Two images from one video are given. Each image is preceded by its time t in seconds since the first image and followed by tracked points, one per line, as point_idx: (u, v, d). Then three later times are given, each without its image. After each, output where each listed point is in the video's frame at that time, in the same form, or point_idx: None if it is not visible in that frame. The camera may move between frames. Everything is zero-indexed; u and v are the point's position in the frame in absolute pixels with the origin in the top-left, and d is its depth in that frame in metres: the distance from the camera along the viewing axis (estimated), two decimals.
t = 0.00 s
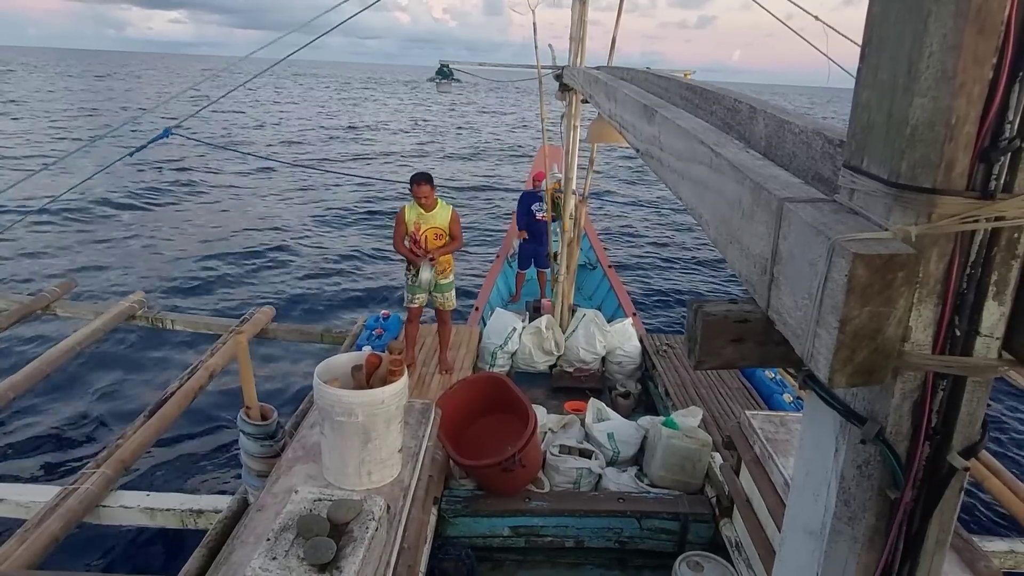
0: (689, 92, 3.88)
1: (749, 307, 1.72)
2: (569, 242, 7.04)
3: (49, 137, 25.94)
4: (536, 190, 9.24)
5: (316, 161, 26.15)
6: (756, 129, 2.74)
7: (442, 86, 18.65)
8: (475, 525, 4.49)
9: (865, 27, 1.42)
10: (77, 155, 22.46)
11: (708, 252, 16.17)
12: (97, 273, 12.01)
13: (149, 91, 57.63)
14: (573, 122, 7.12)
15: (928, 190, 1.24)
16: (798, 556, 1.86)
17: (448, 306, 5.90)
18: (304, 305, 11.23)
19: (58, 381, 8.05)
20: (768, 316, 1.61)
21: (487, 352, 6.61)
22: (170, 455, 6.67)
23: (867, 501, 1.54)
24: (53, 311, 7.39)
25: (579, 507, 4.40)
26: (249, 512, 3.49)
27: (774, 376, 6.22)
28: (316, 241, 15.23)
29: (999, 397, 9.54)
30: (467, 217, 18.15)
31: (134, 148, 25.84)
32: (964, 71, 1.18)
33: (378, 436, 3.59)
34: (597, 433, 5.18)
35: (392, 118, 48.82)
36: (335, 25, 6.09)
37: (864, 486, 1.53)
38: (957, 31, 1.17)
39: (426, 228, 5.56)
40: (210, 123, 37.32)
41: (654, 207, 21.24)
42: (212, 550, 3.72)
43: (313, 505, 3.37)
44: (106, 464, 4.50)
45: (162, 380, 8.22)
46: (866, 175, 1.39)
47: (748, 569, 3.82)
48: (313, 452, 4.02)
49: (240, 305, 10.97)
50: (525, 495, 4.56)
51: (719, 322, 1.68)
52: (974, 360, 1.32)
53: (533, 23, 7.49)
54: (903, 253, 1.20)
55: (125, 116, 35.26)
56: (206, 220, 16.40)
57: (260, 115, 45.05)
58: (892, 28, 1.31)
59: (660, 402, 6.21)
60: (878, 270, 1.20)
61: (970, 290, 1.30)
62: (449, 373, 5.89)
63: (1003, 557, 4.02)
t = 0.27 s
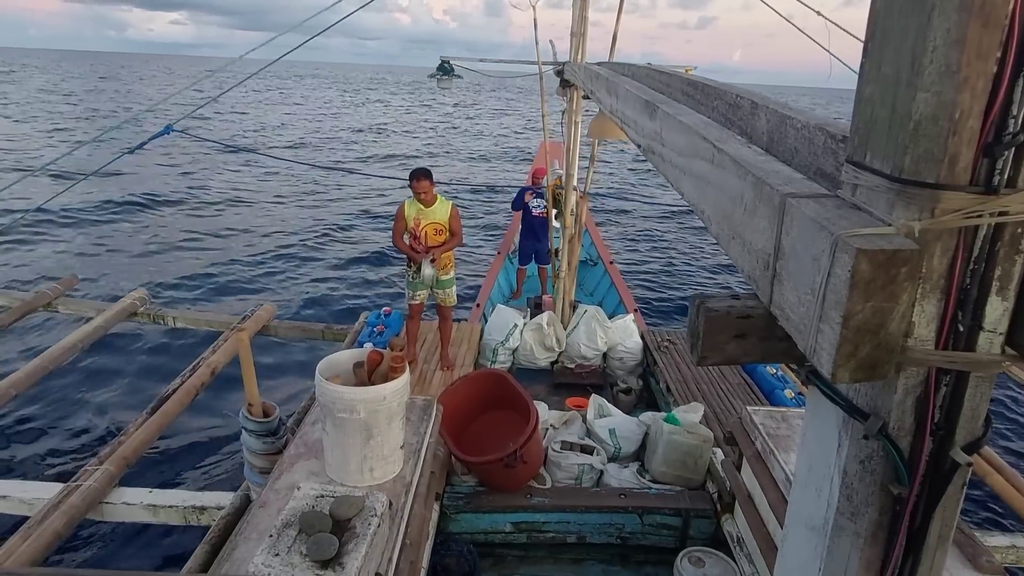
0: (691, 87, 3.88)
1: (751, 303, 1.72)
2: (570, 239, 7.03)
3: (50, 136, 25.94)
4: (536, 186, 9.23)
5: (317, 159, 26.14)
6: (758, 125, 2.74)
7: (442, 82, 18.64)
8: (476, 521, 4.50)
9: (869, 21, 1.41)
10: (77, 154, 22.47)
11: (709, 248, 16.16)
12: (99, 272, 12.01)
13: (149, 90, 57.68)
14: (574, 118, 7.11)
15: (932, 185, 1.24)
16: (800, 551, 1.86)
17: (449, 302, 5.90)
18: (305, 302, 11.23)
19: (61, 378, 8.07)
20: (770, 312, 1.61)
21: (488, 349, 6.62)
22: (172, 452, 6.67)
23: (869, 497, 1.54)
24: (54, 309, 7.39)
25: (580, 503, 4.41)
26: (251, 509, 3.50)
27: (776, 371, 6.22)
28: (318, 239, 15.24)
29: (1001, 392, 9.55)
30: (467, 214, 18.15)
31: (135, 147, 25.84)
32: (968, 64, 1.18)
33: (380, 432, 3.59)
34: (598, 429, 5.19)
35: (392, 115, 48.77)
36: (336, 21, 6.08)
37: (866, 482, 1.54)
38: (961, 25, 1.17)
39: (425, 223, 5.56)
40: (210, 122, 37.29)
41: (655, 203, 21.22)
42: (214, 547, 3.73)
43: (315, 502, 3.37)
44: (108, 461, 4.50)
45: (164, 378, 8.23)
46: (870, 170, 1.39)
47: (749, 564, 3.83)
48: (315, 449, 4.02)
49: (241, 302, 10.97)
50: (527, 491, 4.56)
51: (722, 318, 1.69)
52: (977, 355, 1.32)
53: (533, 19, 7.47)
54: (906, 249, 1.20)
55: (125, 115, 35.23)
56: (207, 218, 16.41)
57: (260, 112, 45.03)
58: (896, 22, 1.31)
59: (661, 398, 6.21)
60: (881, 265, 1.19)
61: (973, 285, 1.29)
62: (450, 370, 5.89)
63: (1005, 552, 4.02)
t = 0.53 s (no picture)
0: (693, 83, 3.87)
1: (754, 299, 1.72)
2: (571, 236, 7.02)
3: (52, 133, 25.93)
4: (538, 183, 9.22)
5: (318, 155, 26.12)
6: (760, 121, 2.73)
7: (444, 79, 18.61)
8: (478, 518, 4.50)
9: (873, 17, 1.41)
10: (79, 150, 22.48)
11: (710, 245, 16.15)
12: (101, 268, 12.02)
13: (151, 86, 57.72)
14: (576, 114, 7.10)
15: (936, 181, 1.24)
16: (802, 547, 1.86)
17: (450, 299, 5.91)
18: (307, 298, 11.24)
19: (63, 374, 8.08)
20: (773, 309, 1.61)
21: (489, 345, 6.62)
22: (175, 448, 6.69)
23: (871, 493, 1.54)
24: (57, 304, 7.40)
25: (581, 500, 4.41)
26: (253, 505, 3.50)
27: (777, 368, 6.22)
28: (319, 235, 15.24)
29: (1002, 389, 9.54)
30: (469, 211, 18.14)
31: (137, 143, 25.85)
32: (973, 60, 1.17)
33: (382, 428, 3.60)
34: (600, 425, 5.19)
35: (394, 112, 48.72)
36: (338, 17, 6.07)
37: (868, 479, 1.53)
38: (965, 21, 1.16)
39: (425, 219, 5.55)
40: (212, 118, 37.28)
41: (657, 200, 21.19)
42: (216, 542, 3.74)
43: (316, 498, 3.38)
44: (110, 457, 4.52)
45: (166, 374, 8.24)
46: (874, 167, 1.38)
47: (750, 561, 3.83)
48: (317, 445, 4.03)
49: (243, 299, 10.98)
50: (528, 487, 4.57)
51: (724, 314, 1.69)
52: (980, 352, 1.32)
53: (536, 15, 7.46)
54: (909, 245, 1.20)
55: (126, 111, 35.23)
56: (209, 214, 16.42)
57: (262, 109, 44.99)
58: (900, 17, 1.30)
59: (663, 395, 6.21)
60: (884, 262, 1.19)
61: (976, 282, 1.29)
62: (452, 366, 5.90)
63: (1006, 549, 4.02)
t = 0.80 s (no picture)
0: (694, 83, 3.87)
1: (753, 300, 1.72)
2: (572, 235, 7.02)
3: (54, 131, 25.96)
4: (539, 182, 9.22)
5: (320, 154, 26.15)
6: (761, 121, 2.73)
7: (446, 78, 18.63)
8: (478, 517, 4.50)
9: (874, 17, 1.41)
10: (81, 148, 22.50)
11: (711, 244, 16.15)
12: (102, 266, 12.03)
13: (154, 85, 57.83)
14: (577, 114, 7.11)
15: (936, 182, 1.23)
16: (801, 548, 1.86)
17: (450, 298, 5.91)
18: (308, 297, 11.25)
19: (64, 372, 8.09)
20: (773, 309, 1.60)
21: (490, 344, 6.62)
22: (175, 446, 6.69)
23: (870, 495, 1.54)
24: (58, 302, 7.40)
25: (582, 499, 4.41)
26: (253, 503, 3.50)
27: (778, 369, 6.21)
28: (320, 234, 15.25)
29: (1003, 390, 9.55)
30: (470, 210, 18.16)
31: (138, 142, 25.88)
32: (974, 61, 1.17)
33: (382, 427, 3.60)
34: (600, 425, 5.19)
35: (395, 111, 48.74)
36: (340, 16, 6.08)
37: (868, 480, 1.53)
38: (966, 21, 1.16)
39: (425, 218, 5.55)
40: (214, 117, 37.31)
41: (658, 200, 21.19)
42: (216, 541, 3.74)
43: (317, 496, 3.38)
44: (111, 454, 4.52)
45: (167, 372, 8.25)
46: (874, 167, 1.38)
47: (750, 561, 3.83)
48: (317, 444, 4.03)
49: (244, 297, 10.99)
50: (529, 486, 4.57)
51: (724, 315, 1.68)
52: (980, 354, 1.31)
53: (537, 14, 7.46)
54: (910, 246, 1.19)
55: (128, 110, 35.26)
56: (210, 212, 16.43)
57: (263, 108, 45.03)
58: (901, 17, 1.30)
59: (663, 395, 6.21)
60: (884, 263, 1.19)
61: (976, 283, 1.29)
62: (452, 365, 5.90)
63: (1006, 550, 4.02)
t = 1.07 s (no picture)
0: (695, 86, 3.87)
1: (753, 304, 1.72)
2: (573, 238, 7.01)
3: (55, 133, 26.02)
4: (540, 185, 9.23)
5: (321, 157, 26.19)
6: (761, 125, 2.73)
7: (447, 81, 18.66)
8: (477, 520, 4.50)
9: (873, 20, 1.41)
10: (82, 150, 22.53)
11: (712, 247, 16.15)
12: (103, 268, 12.04)
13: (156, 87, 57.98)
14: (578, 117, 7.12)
15: (935, 187, 1.23)
16: (800, 553, 1.86)
17: (450, 301, 5.92)
18: (308, 299, 11.25)
19: (65, 374, 8.09)
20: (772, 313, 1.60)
21: (490, 347, 6.62)
22: (175, 448, 6.69)
23: (869, 500, 1.54)
24: (59, 304, 7.41)
25: (582, 503, 4.41)
26: (252, 505, 3.50)
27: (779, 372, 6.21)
28: (321, 236, 15.27)
29: (1003, 394, 9.54)
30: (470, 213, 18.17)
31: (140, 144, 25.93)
32: (973, 66, 1.17)
33: (382, 430, 3.59)
34: (600, 428, 5.18)
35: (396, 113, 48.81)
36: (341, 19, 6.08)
37: (867, 485, 1.53)
38: (966, 25, 1.16)
39: (426, 222, 5.54)
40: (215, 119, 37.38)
41: (658, 203, 21.20)
42: (216, 543, 3.74)
43: (316, 499, 3.37)
44: (111, 457, 4.52)
45: (167, 374, 8.24)
46: (873, 172, 1.38)
47: (750, 565, 3.82)
48: (317, 447, 4.03)
49: (244, 299, 10.99)
50: (528, 489, 4.57)
51: (723, 319, 1.68)
52: (979, 359, 1.31)
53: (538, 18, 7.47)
54: (908, 251, 1.19)
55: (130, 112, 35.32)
56: (211, 214, 16.45)
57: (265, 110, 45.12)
58: (900, 21, 1.30)
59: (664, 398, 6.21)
60: (883, 267, 1.19)
61: (975, 288, 1.29)
62: (452, 368, 5.90)
63: (1007, 555, 4.00)
